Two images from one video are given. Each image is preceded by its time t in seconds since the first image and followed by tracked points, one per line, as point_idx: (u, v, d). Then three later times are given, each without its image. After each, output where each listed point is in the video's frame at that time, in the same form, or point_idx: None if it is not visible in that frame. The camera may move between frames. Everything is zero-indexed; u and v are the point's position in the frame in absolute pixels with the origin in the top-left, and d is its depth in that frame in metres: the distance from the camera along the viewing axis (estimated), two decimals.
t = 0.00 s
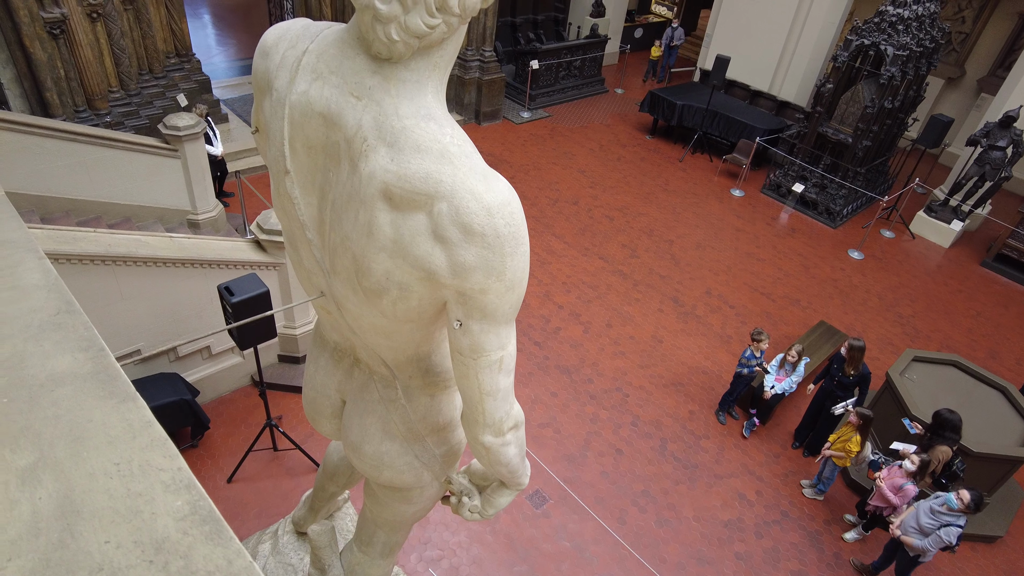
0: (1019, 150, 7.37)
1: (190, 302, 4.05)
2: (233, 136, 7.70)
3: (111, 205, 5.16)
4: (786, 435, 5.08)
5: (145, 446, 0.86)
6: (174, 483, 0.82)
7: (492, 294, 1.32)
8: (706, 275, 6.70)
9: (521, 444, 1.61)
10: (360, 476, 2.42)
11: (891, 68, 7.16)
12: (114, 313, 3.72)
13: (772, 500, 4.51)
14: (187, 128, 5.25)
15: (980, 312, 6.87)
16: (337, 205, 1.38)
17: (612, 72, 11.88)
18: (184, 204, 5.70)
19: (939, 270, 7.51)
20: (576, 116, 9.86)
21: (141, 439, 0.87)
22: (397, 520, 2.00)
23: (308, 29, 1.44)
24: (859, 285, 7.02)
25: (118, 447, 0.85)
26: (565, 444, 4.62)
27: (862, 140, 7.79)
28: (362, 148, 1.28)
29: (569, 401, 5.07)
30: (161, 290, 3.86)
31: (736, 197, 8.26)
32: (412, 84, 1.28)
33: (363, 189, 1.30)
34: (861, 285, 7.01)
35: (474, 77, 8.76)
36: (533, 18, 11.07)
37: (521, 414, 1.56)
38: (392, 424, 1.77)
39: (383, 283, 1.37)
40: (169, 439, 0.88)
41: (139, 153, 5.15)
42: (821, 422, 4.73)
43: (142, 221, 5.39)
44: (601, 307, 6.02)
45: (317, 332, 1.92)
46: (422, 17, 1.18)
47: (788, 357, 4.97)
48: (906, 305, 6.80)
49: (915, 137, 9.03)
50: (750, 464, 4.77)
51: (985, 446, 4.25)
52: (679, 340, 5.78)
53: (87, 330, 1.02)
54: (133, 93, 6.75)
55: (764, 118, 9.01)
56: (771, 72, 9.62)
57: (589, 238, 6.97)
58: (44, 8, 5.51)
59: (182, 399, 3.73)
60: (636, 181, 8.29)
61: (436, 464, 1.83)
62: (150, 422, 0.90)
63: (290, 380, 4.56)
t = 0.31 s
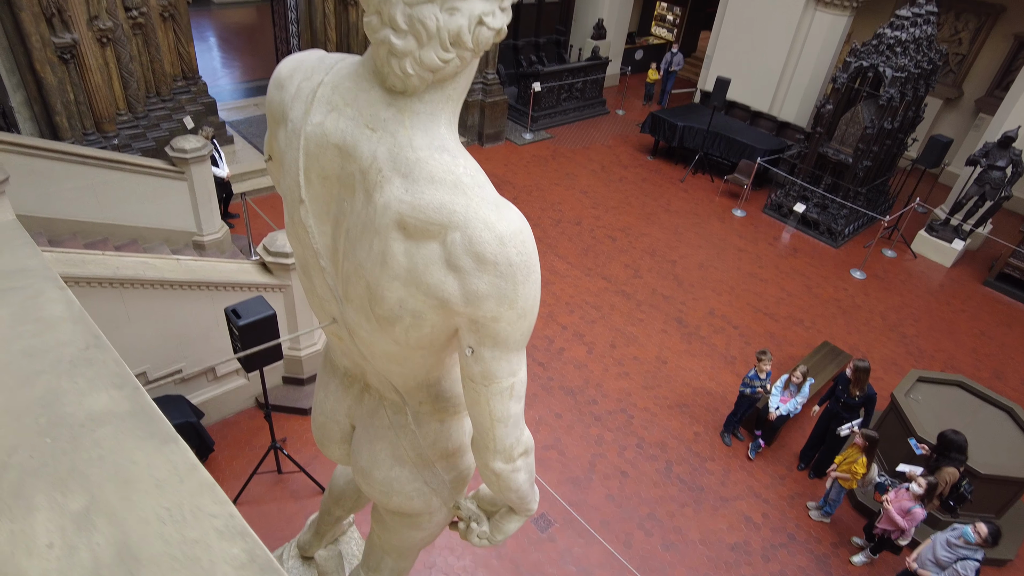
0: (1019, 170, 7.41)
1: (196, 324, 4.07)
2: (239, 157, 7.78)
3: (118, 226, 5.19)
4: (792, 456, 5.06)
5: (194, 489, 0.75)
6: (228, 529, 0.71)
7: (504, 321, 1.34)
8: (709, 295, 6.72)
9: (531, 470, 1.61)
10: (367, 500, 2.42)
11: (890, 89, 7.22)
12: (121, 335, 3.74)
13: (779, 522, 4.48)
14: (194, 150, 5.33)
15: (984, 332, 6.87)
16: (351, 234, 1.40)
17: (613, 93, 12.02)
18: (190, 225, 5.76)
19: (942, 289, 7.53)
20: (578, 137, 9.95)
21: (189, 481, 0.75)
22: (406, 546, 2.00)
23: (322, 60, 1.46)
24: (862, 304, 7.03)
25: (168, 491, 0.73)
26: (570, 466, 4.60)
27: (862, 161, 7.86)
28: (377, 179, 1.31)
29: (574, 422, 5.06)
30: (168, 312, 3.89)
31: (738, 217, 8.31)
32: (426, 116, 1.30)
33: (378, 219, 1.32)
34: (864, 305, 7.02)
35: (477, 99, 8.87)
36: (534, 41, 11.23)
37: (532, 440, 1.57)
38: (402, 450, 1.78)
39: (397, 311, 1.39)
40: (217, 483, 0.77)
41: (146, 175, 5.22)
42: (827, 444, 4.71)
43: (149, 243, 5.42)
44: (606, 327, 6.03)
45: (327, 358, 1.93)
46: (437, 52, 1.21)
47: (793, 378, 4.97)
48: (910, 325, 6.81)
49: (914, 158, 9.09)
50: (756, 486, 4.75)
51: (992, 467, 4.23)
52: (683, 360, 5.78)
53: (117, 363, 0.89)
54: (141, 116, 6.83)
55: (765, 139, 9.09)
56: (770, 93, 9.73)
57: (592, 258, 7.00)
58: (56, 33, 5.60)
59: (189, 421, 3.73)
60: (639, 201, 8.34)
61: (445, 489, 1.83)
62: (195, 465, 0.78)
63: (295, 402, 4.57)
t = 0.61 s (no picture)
0: (1017, 211, 7.47)
1: (203, 368, 4.06)
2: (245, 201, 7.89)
3: (125, 269, 5.20)
4: (802, 500, 4.98)
5: (260, 567, 0.90)
6: None
7: (524, 373, 1.34)
8: (714, 336, 6.71)
9: (547, 523, 1.58)
10: (375, 549, 2.37)
11: (887, 132, 7.35)
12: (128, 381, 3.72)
13: (792, 570, 4.38)
14: (203, 195, 5.43)
15: (990, 372, 6.84)
16: (372, 286, 1.42)
17: (614, 137, 12.24)
18: (197, 268, 5.80)
19: (945, 329, 7.53)
20: (580, 180, 10.09)
21: (255, 560, 0.90)
22: None
23: (344, 117, 1.50)
24: (867, 345, 7.01)
25: (236, 569, 0.89)
26: (578, 513, 4.53)
27: (862, 202, 7.96)
28: (399, 233, 1.33)
29: (581, 467, 5.00)
30: (175, 356, 3.88)
31: (740, 258, 8.36)
32: (448, 173, 1.34)
33: (400, 272, 1.34)
34: (869, 345, 7.01)
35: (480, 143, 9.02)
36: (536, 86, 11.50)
37: (549, 492, 1.54)
38: (416, 501, 1.76)
39: (416, 362, 1.40)
40: (280, 560, 0.92)
41: (155, 219, 5.27)
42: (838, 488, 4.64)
43: (155, 285, 5.45)
44: (611, 369, 6.00)
45: (341, 406, 1.93)
46: (460, 112, 1.25)
47: (801, 420, 4.93)
48: (915, 365, 6.78)
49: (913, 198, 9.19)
50: (767, 531, 4.66)
51: (1007, 512, 4.16)
52: (690, 403, 5.74)
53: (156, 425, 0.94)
54: (151, 160, 6.91)
55: (764, 180, 9.22)
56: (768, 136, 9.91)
57: (596, 300, 7.02)
58: (71, 81, 5.74)
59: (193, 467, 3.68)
60: (641, 243, 8.41)
61: (458, 541, 1.80)
62: (257, 543, 0.94)
63: (300, 447, 4.53)
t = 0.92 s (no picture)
0: (1017, 254, 7.53)
1: (212, 421, 4.04)
2: (253, 252, 7.97)
3: (135, 321, 5.20)
4: (819, 550, 4.87)
5: None
6: None
7: (554, 428, 1.34)
8: (722, 383, 6.67)
9: None
10: None
11: (885, 178, 7.47)
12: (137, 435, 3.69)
13: None
14: (212, 247, 5.52)
15: (1001, 415, 6.78)
16: (401, 341, 1.44)
17: (614, 186, 12.46)
18: (205, 319, 5.83)
19: (953, 372, 7.49)
20: (582, 228, 10.22)
21: None
22: None
23: (373, 178, 1.55)
24: (875, 389, 6.97)
25: None
26: (591, 567, 4.42)
27: (863, 247, 8.04)
28: (430, 290, 1.36)
29: (593, 519, 4.90)
30: (185, 409, 3.86)
31: (743, 304, 8.40)
32: (477, 232, 1.37)
33: (430, 328, 1.36)
34: (877, 389, 6.96)
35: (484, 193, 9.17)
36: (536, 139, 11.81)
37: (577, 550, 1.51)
38: (439, 560, 1.73)
39: (444, 418, 1.40)
40: None
41: (165, 270, 5.31)
42: (856, 538, 4.54)
43: (163, 337, 5.46)
44: (620, 418, 5.95)
45: (361, 462, 1.92)
46: (490, 174, 1.29)
47: (814, 468, 4.87)
48: (925, 409, 6.72)
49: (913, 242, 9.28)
50: None
51: None
52: (701, 452, 5.66)
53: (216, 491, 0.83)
54: (160, 213, 7.00)
55: (765, 227, 9.34)
56: (767, 184, 10.09)
57: (602, 347, 7.01)
58: (88, 138, 5.89)
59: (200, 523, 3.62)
60: (645, 289, 8.45)
61: None
62: None
63: (307, 501, 4.46)
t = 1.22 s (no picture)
0: (1018, 276, 7.56)
1: (222, 455, 4.02)
2: (258, 285, 8.01)
3: (142, 356, 5.19)
4: None
5: None
6: None
7: (588, 458, 1.34)
8: (730, 410, 6.64)
9: None
10: None
11: (885, 204, 7.55)
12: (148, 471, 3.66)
13: None
14: (221, 280, 5.51)
15: (1012, 438, 6.74)
16: (431, 373, 1.45)
17: (615, 215, 12.58)
18: (211, 353, 5.83)
19: (960, 395, 7.46)
20: (584, 257, 10.28)
21: None
22: None
23: (402, 213, 1.58)
24: (883, 414, 6.94)
25: None
26: None
27: (865, 271, 8.09)
28: (462, 321, 1.38)
29: (606, 550, 4.83)
30: (196, 444, 3.84)
31: (748, 330, 8.41)
32: (508, 265, 1.40)
33: (462, 359, 1.37)
34: (885, 414, 6.93)
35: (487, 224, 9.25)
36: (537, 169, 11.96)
37: None
38: None
39: (476, 449, 1.40)
40: None
41: (173, 304, 5.31)
42: (873, 565, 4.47)
43: (170, 371, 5.45)
44: (629, 447, 5.91)
45: (385, 495, 1.91)
46: (522, 208, 1.32)
47: (827, 494, 4.82)
48: (935, 433, 6.68)
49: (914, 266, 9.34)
50: None
51: None
52: (712, 480, 5.61)
53: (281, 524, 0.85)
54: (167, 247, 7.04)
55: (766, 253, 9.41)
56: (767, 211, 10.20)
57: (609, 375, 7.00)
58: (98, 174, 5.95)
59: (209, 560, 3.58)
60: (649, 317, 8.47)
61: None
62: None
63: (317, 535, 4.41)
